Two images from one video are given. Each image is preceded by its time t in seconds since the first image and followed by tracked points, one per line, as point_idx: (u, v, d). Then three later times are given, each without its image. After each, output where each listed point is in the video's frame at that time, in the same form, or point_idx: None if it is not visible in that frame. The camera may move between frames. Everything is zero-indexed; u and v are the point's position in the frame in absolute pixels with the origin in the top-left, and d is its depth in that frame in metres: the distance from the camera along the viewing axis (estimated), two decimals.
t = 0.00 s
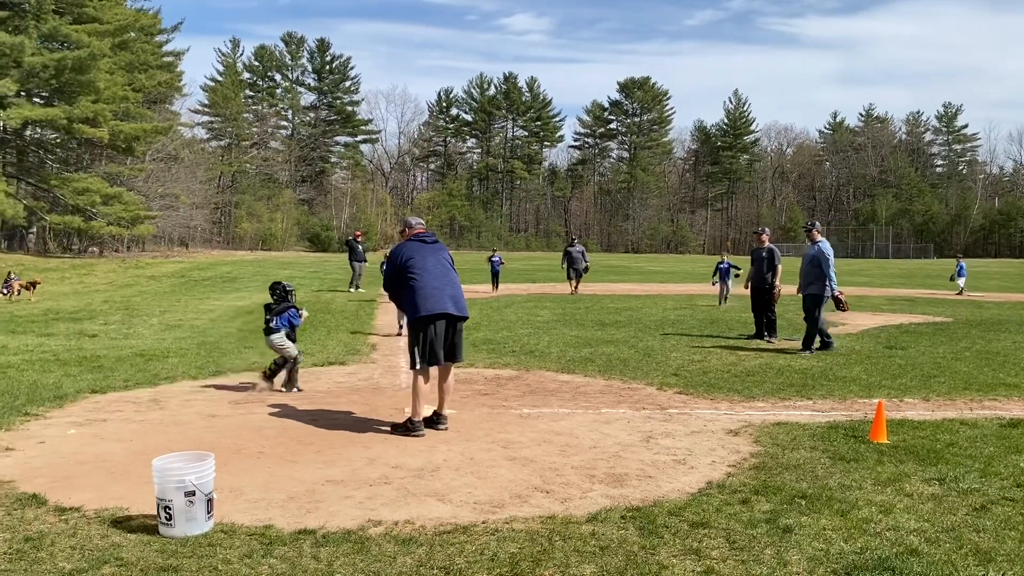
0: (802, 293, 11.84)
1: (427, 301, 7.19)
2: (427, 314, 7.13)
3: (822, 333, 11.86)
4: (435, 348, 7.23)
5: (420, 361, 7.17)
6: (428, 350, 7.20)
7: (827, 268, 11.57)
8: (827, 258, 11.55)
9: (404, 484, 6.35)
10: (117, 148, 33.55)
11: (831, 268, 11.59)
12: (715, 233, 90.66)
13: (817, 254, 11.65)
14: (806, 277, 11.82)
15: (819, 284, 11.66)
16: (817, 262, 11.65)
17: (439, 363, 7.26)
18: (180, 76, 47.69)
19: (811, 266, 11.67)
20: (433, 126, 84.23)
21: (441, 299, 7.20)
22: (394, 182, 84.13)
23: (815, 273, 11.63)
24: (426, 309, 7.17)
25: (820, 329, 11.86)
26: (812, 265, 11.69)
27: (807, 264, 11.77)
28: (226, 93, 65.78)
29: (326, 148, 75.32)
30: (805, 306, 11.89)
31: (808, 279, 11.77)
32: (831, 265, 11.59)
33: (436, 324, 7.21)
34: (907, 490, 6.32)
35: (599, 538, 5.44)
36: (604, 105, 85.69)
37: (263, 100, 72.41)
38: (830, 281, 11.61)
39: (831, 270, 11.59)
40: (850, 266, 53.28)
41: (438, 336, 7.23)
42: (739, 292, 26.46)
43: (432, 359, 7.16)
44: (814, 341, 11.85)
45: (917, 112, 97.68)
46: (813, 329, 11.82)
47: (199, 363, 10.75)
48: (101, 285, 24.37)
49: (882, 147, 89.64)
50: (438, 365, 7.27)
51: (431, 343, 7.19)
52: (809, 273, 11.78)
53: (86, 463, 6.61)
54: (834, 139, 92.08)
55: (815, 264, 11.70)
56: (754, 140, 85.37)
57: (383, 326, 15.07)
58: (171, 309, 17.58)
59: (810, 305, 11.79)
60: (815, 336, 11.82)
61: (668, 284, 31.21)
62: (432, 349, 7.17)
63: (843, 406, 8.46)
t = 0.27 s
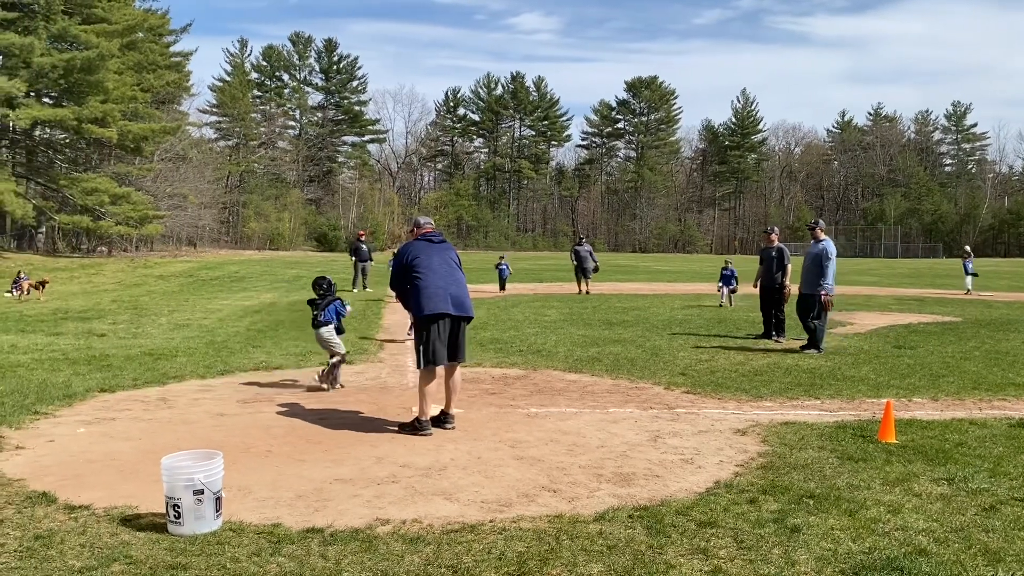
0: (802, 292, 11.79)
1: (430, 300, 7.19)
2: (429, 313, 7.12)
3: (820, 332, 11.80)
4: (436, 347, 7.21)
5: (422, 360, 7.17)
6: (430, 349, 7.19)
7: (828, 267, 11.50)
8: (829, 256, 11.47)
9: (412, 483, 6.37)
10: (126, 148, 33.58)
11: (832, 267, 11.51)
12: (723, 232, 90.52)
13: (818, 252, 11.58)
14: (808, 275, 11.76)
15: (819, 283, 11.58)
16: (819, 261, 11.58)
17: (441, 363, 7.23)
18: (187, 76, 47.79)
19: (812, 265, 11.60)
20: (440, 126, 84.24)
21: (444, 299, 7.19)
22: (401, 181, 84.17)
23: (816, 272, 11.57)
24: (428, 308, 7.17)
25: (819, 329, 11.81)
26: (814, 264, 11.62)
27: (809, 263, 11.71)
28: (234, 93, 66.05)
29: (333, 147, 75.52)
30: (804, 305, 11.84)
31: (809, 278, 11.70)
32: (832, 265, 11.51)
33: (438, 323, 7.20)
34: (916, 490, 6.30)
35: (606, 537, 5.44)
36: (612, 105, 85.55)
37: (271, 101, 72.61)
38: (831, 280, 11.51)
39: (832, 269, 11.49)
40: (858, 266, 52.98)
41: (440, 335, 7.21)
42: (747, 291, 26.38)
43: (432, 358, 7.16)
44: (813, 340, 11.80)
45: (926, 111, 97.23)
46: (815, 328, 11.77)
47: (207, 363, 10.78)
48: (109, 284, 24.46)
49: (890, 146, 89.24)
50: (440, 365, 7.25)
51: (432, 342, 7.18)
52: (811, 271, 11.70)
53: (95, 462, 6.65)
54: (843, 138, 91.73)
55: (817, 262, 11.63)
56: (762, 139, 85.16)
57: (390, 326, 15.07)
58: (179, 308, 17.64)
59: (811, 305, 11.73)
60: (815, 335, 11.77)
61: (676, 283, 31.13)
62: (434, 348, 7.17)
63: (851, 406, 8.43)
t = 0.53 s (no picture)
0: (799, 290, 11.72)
1: (428, 298, 7.18)
2: (429, 313, 7.12)
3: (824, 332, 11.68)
4: (437, 347, 7.21)
5: (422, 360, 7.19)
6: (430, 349, 7.21)
7: (827, 264, 11.46)
8: (828, 255, 11.47)
9: (417, 482, 6.38)
10: (132, 148, 33.63)
11: (831, 265, 11.47)
12: (727, 232, 90.50)
13: (817, 251, 11.57)
14: (807, 274, 11.69)
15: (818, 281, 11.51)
16: (818, 259, 11.55)
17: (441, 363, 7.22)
18: (193, 75, 48.04)
19: (811, 264, 11.56)
20: (445, 126, 84.38)
21: (444, 299, 7.19)
22: (405, 182, 84.31)
23: (815, 270, 11.52)
24: (427, 307, 7.16)
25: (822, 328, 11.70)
26: (812, 261, 11.58)
27: (807, 262, 11.68)
28: (240, 93, 66.32)
29: (338, 148, 75.69)
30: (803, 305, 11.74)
31: (808, 276, 11.64)
32: (832, 263, 11.49)
33: (438, 323, 7.20)
34: (922, 490, 6.28)
35: (611, 536, 5.44)
36: (616, 104, 85.57)
37: (276, 101, 72.84)
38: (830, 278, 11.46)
39: (831, 268, 11.45)
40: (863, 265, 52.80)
41: (440, 335, 7.21)
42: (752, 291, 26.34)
43: (432, 357, 7.17)
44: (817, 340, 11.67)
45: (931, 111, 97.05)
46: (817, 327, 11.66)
47: (213, 362, 10.81)
48: (115, 284, 24.52)
49: (896, 146, 89.14)
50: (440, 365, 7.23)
51: (432, 342, 7.18)
52: (809, 270, 11.66)
53: (101, 460, 6.66)
54: (848, 137, 91.60)
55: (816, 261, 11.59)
56: (766, 139, 85.15)
57: (394, 325, 15.08)
58: (184, 308, 17.67)
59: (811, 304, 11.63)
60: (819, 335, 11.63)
61: (681, 283, 31.08)
62: (434, 348, 7.17)
63: (856, 405, 8.42)
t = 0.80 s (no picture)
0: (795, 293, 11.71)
1: (426, 299, 7.19)
2: (426, 314, 7.13)
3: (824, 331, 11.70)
4: (434, 348, 7.24)
5: (420, 360, 7.22)
6: (428, 350, 7.22)
7: (821, 265, 11.44)
8: (821, 256, 11.44)
9: (419, 483, 6.38)
10: (135, 150, 33.60)
11: (825, 266, 11.45)
12: (730, 232, 90.46)
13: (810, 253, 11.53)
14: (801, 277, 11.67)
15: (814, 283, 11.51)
16: (811, 261, 11.51)
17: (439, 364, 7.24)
18: (196, 77, 48.07)
19: (805, 266, 11.53)
20: (447, 126, 84.42)
21: (441, 299, 7.20)
22: (408, 182, 84.26)
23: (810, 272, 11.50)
24: (426, 308, 7.19)
25: (822, 327, 11.70)
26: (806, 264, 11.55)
27: (801, 265, 11.63)
28: (242, 94, 66.25)
29: (341, 148, 75.74)
30: (801, 306, 11.73)
31: (802, 279, 11.61)
32: (825, 263, 11.46)
33: (435, 324, 7.21)
34: (925, 490, 6.28)
35: (614, 537, 5.45)
36: (618, 104, 85.49)
37: (278, 101, 72.86)
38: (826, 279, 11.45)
39: (825, 268, 11.43)
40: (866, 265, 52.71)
41: (438, 336, 7.22)
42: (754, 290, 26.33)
43: (430, 358, 7.18)
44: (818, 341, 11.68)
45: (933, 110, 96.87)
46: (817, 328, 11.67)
47: (216, 363, 10.84)
48: (119, 285, 24.55)
49: (898, 145, 89.01)
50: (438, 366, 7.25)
51: (429, 343, 7.20)
52: (803, 273, 11.63)
53: (104, 461, 6.68)
54: (850, 137, 91.44)
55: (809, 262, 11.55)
56: (769, 138, 85.11)
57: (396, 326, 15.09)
58: (187, 309, 17.68)
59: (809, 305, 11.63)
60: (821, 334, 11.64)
61: (683, 283, 31.07)
62: (431, 348, 7.19)
63: (859, 405, 8.41)
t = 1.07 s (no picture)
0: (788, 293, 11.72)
1: (419, 298, 7.20)
2: (418, 314, 7.14)
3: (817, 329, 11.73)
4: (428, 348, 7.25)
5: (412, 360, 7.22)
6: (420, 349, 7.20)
7: (812, 263, 11.47)
8: (811, 254, 11.46)
9: (420, 483, 6.38)
10: (135, 151, 33.66)
11: (816, 263, 11.48)
12: (730, 232, 90.48)
13: (799, 253, 11.55)
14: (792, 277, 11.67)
15: (807, 282, 11.53)
16: (801, 260, 11.53)
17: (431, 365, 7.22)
18: (196, 77, 48.10)
19: (796, 266, 11.55)
20: (448, 126, 84.47)
21: (433, 299, 7.19)
22: (408, 182, 84.26)
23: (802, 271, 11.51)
24: (418, 307, 7.19)
25: (815, 325, 11.73)
26: (796, 264, 11.57)
27: (791, 265, 11.64)
28: (242, 95, 66.38)
29: (341, 149, 75.80)
30: (794, 305, 11.74)
31: (794, 279, 11.62)
32: (816, 262, 11.50)
33: (427, 324, 7.20)
34: (926, 490, 6.27)
35: (614, 537, 5.44)
36: (618, 104, 85.50)
37: (278, 102, 72.91)
38: (818, 277, 11.47)
39: (817, 266, 11.46)
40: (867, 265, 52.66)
41: (430, 336, 7.21)
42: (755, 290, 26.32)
43: (421, 358, 7.17)
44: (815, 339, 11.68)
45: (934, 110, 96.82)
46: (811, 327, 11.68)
47: (216, 363, 10.84)
48: (119, 285, 24.56)
49: (898, 145, 88.99)
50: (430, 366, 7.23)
51: (421, 342, 7.19)
52: (795, 272, 11.63)
53: (105, 462, 6.68)
54: (850, 137, 91.44)
55: (800, 262, 11.58)
56: (769, 138, 85.20)
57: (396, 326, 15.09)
58: (188, 310, 17.69)
59: (803, 305, 11.65)
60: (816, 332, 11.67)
61: (683, 283, 31.08)
62: (423, 349, 7.17)
63: (860, 405, 8.41)
